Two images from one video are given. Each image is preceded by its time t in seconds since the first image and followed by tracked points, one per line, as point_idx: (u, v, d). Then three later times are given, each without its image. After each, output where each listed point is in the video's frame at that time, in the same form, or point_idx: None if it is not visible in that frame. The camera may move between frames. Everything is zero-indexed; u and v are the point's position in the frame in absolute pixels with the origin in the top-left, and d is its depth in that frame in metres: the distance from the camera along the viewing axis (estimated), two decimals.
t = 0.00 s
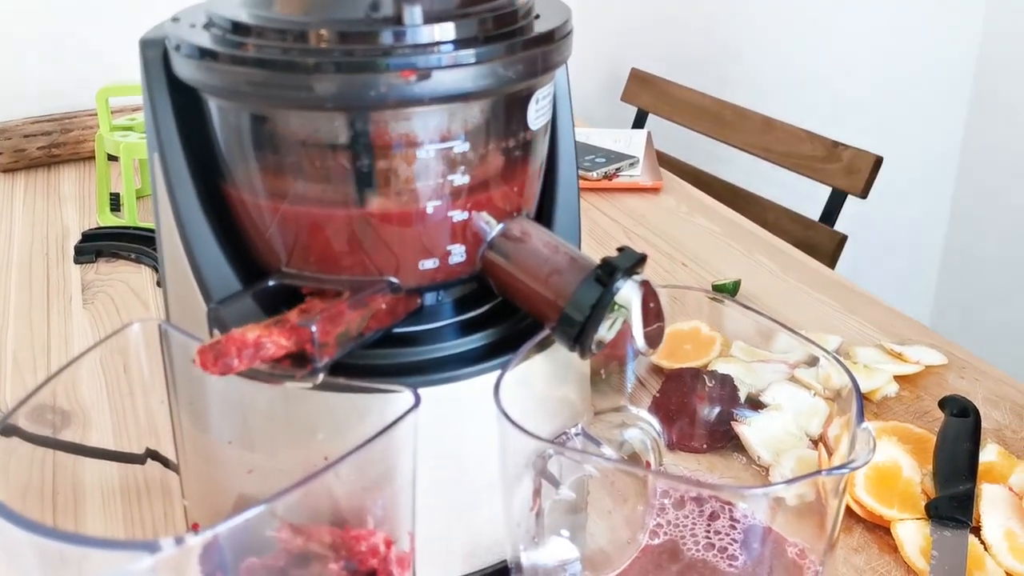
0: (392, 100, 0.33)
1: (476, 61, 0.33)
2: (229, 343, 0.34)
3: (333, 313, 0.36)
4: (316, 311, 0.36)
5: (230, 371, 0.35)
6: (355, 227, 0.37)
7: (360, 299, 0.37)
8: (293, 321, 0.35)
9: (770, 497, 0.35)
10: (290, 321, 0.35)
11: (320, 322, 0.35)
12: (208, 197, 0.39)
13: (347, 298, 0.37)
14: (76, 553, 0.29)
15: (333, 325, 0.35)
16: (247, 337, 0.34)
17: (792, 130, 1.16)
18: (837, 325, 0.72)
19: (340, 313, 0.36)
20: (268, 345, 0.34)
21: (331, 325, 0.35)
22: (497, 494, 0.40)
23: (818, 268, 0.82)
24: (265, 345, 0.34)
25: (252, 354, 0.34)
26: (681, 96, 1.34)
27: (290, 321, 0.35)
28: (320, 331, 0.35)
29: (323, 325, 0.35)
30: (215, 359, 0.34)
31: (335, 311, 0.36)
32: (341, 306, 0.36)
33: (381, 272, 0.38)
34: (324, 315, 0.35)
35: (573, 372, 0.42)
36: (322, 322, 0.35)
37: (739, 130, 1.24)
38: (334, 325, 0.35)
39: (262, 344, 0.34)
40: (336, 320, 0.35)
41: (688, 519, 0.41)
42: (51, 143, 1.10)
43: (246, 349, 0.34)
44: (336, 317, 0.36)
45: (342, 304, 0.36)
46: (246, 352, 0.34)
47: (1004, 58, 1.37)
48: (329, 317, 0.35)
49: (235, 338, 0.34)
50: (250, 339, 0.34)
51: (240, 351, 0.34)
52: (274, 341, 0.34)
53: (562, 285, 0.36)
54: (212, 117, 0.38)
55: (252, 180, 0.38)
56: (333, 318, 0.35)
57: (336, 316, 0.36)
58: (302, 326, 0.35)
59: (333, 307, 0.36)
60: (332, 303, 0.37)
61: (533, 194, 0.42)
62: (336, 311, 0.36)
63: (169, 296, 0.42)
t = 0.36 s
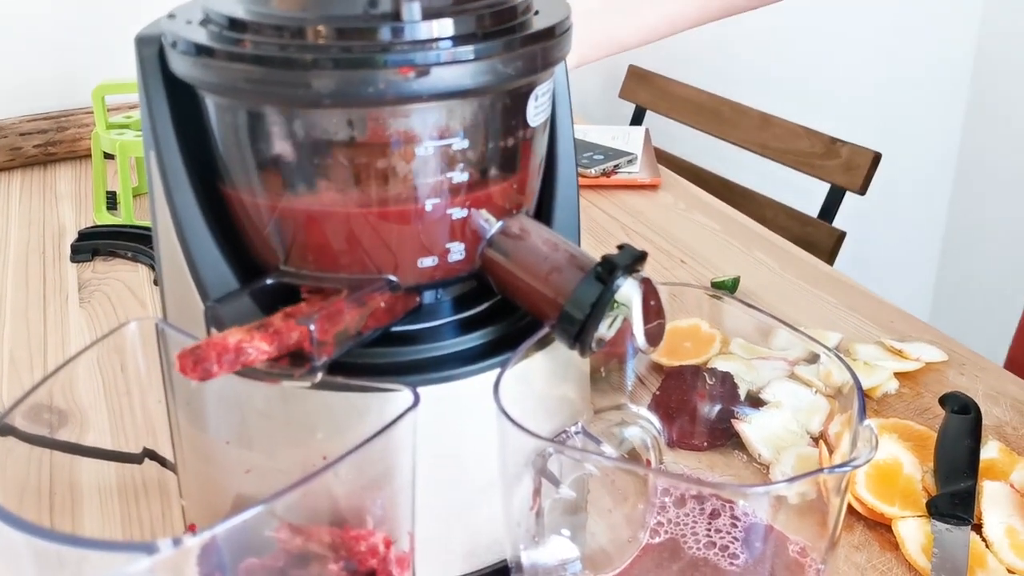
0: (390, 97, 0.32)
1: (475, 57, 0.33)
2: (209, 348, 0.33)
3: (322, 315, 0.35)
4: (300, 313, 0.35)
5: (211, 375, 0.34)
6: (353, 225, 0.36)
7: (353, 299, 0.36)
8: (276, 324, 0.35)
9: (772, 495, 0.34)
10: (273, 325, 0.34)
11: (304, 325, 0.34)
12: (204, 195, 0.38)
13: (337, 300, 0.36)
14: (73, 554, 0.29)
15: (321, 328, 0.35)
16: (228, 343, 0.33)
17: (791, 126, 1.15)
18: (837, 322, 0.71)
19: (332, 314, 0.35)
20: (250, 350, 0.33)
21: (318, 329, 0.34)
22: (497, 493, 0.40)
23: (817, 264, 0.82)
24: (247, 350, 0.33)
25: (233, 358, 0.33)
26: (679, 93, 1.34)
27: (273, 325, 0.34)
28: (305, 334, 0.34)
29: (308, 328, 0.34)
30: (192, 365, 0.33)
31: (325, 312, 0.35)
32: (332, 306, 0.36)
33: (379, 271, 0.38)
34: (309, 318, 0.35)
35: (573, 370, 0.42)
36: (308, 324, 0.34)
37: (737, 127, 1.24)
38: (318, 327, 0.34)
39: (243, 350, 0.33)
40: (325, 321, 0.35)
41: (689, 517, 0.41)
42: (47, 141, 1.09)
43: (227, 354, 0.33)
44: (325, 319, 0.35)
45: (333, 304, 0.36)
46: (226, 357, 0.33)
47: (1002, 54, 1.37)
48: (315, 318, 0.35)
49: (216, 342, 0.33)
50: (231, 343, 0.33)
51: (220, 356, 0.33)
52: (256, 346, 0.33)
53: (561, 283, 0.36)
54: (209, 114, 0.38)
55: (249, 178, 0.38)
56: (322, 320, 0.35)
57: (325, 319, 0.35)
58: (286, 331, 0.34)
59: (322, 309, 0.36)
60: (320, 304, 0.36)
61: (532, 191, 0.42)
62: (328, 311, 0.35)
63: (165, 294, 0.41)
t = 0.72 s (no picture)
0: (394, 95, 0.32)
1: (479, 56, 0.33)
2: (201, 355, 0.34)
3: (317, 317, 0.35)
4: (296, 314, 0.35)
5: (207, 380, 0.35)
6: (357, 224, 0.36)
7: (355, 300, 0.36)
8: (270, 327, 0.35)
9: (777, 491, 0.34)
10: (265, 328, 0.35)
11: (296, 329, 0.34)
12: (208, 194, 0.38)
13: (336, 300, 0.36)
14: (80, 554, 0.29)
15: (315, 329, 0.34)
16: (219, 349, 0.34)
17: (792, 123, 1.15)
18: (840, 319, 0.71)
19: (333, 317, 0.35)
20: (242, 355, 0.34)
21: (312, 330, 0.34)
22: (502, 491, 0.40)
23: (820, 260, 0.82)
24: (238, 356, 0.34)
25: (225, 363, 0.34)
26: (680, 90, 1.34)
27: (266, 328, 0.35)
28: (298, 337, 0.34)
29: (302, 330, 0.34)
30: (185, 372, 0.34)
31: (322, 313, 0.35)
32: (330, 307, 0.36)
33: (384, 269, 0.38)
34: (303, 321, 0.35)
35: (579, 367, 0.42)
36: (302, 327, 0.35)
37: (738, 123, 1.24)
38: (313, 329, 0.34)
39: (234, 356, 0.34)
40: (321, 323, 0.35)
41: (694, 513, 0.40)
42: (49, 142, 1.09)
43: (218, 360, 0.34)
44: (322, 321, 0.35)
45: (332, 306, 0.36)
46: (218, 364, 0.34)
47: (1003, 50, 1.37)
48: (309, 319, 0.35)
49: (207, 349, 0.34)
50: (222, 349, 0.34)
51: (212, 362, 0.34)
52: (247, 351, 0.34)
53: (565, 281, 0.36)
54: (213, 114, 0.38)
55: (253, 177, 0.37)
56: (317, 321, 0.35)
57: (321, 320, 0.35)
58: (278, 335, 0.34)
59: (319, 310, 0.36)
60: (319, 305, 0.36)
61: (536, 189, 0.42)
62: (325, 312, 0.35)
63: (170, 294, 0.41)
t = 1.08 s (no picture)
0: (403, 97, 0.33)
1: (487, 57, 0.33)
2: (194, 367, 0.34)
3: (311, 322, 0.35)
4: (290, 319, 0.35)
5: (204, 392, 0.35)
6: (365, 225, 0.37)
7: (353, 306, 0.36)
8: (264, 333, 0.35)
9: (787, 491, 0.35)
10: (259, 336, 0.34)
11: (290, 336, 0.34)
12: (217, 197, 0.39)
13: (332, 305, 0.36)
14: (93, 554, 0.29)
15: (310, 334, 0.35)
16: (212, 360, 0.34)
17: (794, 121, 1.15)
18: (844, 318, 0.72)
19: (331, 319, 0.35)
20: (235, 364, 0.34)
21: (307, 335, 0.35)
22: (512, 491, 0.41)
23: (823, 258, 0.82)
24: (231, 367, 0.34)
25: (218, 374, 0.34)
26: (682, 90, 1.34)
27: (259, 336, 0.34)
28: (292, 344, 0.34)
29: (296, 336, 0.35)
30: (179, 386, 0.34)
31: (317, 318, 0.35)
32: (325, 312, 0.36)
33: (393, 270, 0.38)
34: (297, 327, 0.35)
35: (587, 367, 0.42)
36: (295, 333, 0.35)
37: (740, 122, 1.24)
38: (308, 334, 0.35)
39: (227, 365, 0.34)
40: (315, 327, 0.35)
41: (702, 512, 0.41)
42: (52, 144, 1.09)
43: (212, 372, 0.34)
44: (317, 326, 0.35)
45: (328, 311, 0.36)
46: (211, 375, 0.34)
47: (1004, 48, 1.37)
48: (303, 326, 0.35)
49: (200, 361, 0.34)
50: (216, 361, 0.34)
51: (205, 374, 0.34)
52: (241, 361, 0.34)
53: (574, 281, 0.36)
54: (221, 117, 0.38)
55: (262, 180, 0.38)
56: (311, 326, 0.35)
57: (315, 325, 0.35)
58: (271, 342, 0.34)
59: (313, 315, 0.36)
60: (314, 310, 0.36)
61: (544, 190, 0.42)
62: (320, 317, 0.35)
63: (179, 296, 0.42)
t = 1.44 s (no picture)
0: (403, 98, 0.33)
1: (486, 57, 0.33)
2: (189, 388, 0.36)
3: (294, 330, 0.36)
4: (273, 325, 0.36)
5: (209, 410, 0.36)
6: (365, 225, 0.37)
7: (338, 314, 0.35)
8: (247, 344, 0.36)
9: (788, 489, 0.35)
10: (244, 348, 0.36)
11: (273, 344, 0.35)
12: (218, 198, 0.39)
13: (316, 315, 0.36)
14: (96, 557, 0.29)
15: (294, 341, 0.35)
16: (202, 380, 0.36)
17: (792, 119, 1.16)
18: (843, 315, 0.72)
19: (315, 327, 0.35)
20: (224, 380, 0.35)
21: (291, 343, 0.35)
22: (513, 491, 0.41)
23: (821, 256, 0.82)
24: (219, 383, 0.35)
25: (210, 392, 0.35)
26: (680, 89, 1.34)
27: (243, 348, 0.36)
28: (276, 351, 0.35)
29: (279, 345, 0.35)
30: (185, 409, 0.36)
31: (300, 326, 0.36)
32: (309, 321, 0.36)
33: (393, 271, 0.38)
34: (281, 334, 0.36)
35: (587, 366, 0.42)
36: (279, 341, 0.35)
37: (737, 121, 1.24)
38: (292, 341, 0.35)
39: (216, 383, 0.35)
40: (298, 335, 0.35)
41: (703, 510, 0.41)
42: (50, 146, 1.09)
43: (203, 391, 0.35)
44: (300, 334, 0.35)
45: (312, 319, 0.36)
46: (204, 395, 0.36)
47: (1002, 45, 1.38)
48: (286, 334, 0.36)
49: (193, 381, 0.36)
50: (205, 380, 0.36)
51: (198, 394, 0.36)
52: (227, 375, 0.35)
53: (574, 280, 0.36)
54: (221, 117, 0.38)
55: (262, 181, 0.38)
56: (294, 334, 0.35)
57: (298, 333, 0.35)
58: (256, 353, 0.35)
59: (297, 323, 0.36)
60: (297, 317, 0.36)
61: (543, 191, 0.42)
62: (304, 325, 0.36)
63: (179, 297, 0.42)
